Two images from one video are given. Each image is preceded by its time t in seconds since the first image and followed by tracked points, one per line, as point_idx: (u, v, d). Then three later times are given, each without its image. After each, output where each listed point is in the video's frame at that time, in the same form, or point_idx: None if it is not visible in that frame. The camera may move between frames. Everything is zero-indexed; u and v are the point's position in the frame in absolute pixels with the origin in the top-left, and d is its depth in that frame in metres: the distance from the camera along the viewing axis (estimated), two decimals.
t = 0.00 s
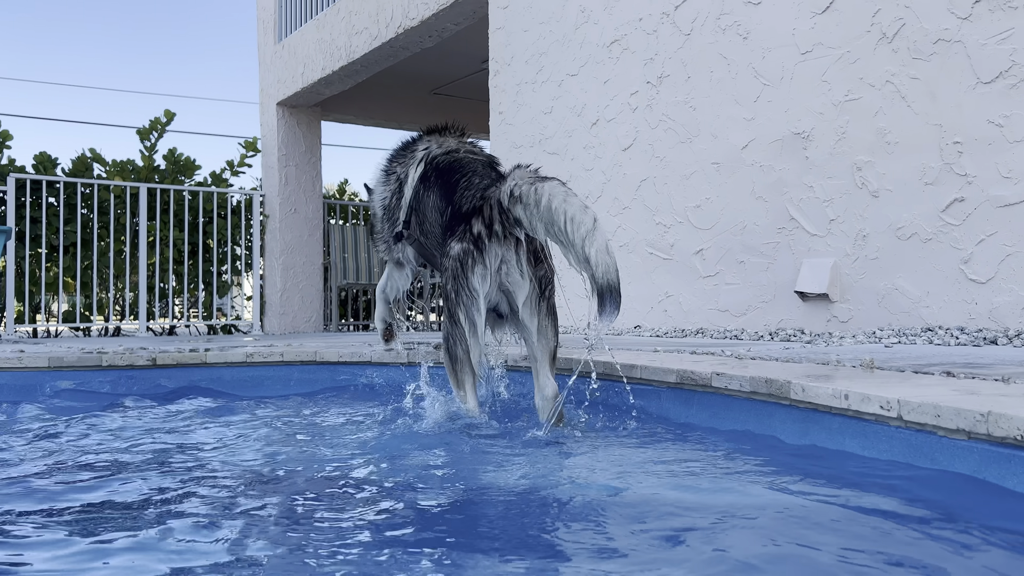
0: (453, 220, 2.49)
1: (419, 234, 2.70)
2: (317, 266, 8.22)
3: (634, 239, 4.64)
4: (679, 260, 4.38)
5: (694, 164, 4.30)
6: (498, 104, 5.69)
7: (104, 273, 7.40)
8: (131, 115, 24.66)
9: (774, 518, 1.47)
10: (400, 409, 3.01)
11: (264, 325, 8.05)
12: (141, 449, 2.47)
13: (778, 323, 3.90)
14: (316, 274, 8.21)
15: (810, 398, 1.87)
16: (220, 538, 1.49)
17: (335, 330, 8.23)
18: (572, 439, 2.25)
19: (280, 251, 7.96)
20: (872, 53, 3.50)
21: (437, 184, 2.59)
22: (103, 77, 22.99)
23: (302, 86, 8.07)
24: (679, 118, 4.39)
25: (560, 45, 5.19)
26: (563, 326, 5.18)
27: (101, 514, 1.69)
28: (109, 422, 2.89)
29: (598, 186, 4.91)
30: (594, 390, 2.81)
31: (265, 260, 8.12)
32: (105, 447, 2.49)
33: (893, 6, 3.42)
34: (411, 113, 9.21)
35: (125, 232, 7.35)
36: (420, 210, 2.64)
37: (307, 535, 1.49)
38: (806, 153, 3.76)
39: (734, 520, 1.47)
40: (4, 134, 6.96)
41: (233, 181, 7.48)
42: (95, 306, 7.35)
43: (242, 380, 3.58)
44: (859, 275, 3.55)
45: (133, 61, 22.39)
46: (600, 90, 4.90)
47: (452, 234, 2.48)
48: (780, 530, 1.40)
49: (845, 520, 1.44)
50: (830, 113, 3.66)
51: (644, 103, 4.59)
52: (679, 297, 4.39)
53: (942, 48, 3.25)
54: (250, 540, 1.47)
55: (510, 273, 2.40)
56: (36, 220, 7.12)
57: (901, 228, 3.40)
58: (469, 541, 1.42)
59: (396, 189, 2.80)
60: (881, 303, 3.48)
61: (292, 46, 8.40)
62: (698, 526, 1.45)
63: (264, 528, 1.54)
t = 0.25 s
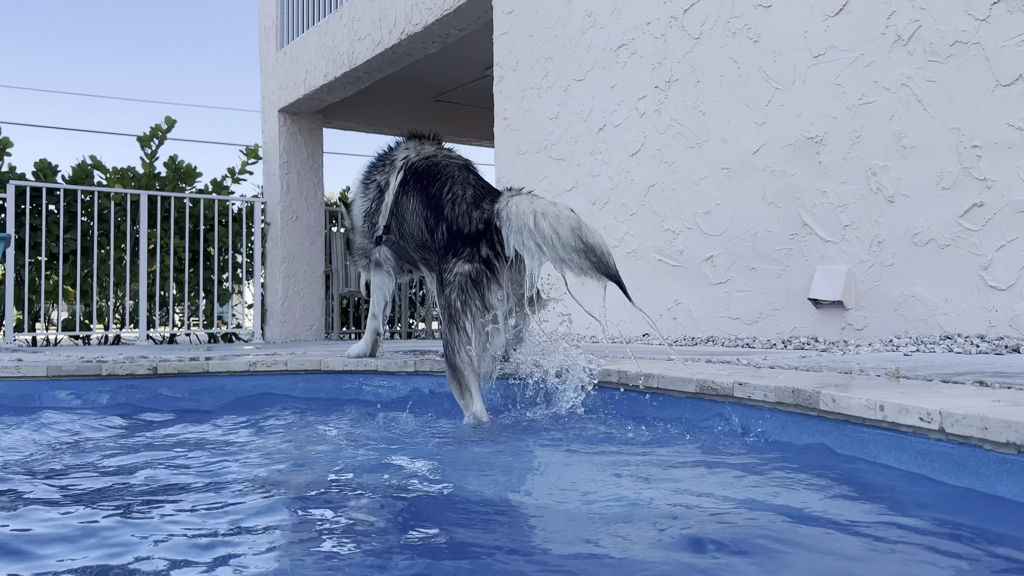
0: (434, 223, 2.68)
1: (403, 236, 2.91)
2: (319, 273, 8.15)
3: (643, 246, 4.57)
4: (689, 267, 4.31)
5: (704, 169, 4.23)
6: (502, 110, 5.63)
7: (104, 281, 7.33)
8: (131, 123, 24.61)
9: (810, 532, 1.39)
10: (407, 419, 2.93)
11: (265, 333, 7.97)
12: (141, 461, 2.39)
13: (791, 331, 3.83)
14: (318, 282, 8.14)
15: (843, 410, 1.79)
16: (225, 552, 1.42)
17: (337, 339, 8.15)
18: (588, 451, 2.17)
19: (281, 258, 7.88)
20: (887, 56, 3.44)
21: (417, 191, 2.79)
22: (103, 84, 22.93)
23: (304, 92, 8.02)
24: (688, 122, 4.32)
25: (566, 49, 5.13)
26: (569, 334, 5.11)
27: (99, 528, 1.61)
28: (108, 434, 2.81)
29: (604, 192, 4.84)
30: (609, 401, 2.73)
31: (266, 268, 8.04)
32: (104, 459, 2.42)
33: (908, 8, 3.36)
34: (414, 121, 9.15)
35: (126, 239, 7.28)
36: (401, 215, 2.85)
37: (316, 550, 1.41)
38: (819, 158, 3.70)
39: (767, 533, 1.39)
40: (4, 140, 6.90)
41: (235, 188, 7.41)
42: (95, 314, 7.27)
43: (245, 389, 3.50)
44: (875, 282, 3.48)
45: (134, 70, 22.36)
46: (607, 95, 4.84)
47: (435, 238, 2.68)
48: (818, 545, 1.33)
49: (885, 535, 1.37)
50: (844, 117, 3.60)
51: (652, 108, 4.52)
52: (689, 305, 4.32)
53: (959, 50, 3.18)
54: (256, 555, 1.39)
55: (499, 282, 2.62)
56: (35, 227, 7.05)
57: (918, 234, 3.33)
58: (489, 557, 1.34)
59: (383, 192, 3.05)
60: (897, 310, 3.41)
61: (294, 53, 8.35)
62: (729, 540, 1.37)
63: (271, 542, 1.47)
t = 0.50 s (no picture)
0: (434, 184, 2.98)
1: (395, 210, 3.18)
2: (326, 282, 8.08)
3: (657, 253, 4.50)
4: (705, 274, 4.24)
5: (720, 175, 4.16)
6: (513, 117, 5.58)
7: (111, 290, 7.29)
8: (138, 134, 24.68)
9: (859, 550, 1.31)
10: (421, 430, 2.85)
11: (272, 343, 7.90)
12: (150, 473, 2.33)
13: (812, 340, 3.75)
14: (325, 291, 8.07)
15: (887, 421, 1.67)
16: (237, 566, 1.35)
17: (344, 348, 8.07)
18: (613, 463, 2.08)
19: (288, 267, 7.81)
20: (909, 59, 3.37)
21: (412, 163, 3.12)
22: (111, 94, 23.01)
23: (312, 101, 7.98)
24: (704, 128, 4.25)
25: (578, 55, 5.08)
26: (582, 344, 5.03)
27: (105, 542, 1.54)
28: (116, 445, 2.74)
29: (618, 199, 4.77)
30: (628, 412, 2.59)
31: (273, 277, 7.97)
32: (112, 471, 2.35)
33: (931, 9, 3.29)
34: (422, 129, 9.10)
35: (133, 248, 7.24)
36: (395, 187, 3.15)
37: (333, 565, 1.34)
38: (840, 163, 3.63)
39: (813, 551, 1.31)
40: (12, 150, 6.93)
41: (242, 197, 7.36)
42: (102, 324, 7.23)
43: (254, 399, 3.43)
44: (898, 290, 3.40)
45: (142, 82, 22.46)
46: (620, 100, 4.78)
47: (441, 196, 2.96)
48: (870, 564, 1.24)
49: (942, 555, 1.28)
50: (865, 121, 3.53)
51: (667, 113, 4.46)
52: (705, 313, 4.24)
53: (985, 52, 3.11)
54: (270, 570, 1.32)
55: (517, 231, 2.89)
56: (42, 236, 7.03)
57: (943, 240, 3.24)
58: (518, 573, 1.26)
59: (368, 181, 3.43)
60: (921, 318, 3.33)
61: (301, 62, 8.32)
62: (774, 557, 1.29)
63: (286, 557, 1.39)
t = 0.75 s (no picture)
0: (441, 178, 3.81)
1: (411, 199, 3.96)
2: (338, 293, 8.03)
3: (677, 262, 4.44)
4: (726, 283, 4.17)
5: (741, 182, 4.10)
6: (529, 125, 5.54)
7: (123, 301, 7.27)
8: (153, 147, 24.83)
9: (916, 566, 1.23)
10: (441, 441, 2.79)
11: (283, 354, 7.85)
12: (167, 484, 2.28)
13: (838, 350, 3.66)
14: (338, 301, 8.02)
15: (941, 432, 1.61)
16: None
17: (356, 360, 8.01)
18: (645, 476, 2.01)
19: (299, 277, 7.77)
20: (938, 62, 3.29)
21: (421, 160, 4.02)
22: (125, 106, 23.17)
23: (325, 111, 7.97)
24: (725, 134, 4.19)
25: (595, 62, 5.03)
26: (600, 353, 4.96)
27: (117, 554, 1.48)
28: (129, 458, 2.69)
29: (636, 206, 4.71)
30: (657, 423, 2.51)
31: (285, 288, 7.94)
32: (127, 482, 2.30)
33: (961, 12, 3.21)
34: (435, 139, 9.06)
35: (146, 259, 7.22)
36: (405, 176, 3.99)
37: None
38: (866, 169, 3.55)
39: (868, 568, 1.23)
40: (27, 161, 7.10)
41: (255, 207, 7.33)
42: (114, 334, 7.20)
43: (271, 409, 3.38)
44: (928, 298, 3.32)
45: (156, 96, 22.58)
46: (638, 107, 4.72)
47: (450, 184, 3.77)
48: None
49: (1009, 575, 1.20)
50: (892, 126, 3.45)
51: (686, 120, 4.40)
52: (727, 323, 4.17)
53: (1018, 54, 3.03)
54: None
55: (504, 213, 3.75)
56: (56, 246, 7.04)
57: (975, 246, 3.16)
58: None
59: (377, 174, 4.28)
60: (953, 327, 3.24)
61: (314, 72, 8.30)
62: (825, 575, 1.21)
63: (304, 570, 1.33)
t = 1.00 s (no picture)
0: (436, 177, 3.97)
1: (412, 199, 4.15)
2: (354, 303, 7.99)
3: (701, 270, 4.36)
4: (752, 291, 4.09)
5: (767, 189, 4.02)
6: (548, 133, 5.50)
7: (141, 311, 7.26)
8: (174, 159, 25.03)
9: None
10: (464, 452, 2.72)
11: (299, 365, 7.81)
12: (187, 495, 2.23)
13: (869, 360, 3.57)
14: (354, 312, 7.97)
15: (1001, 443, 1.55)
16: None
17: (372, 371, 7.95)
18: (680, 490, 1.93)
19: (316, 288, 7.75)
20: (972, 65, 3.20)
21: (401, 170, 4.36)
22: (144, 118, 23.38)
23: (342, 121, 7.96)
24: (750, 140, 4.12)
25: (615, 69, 4.97)
26: (621, 364, 4.89)
27: (127, 566, 1.42)
28: (147, 468, 2.64)
29: (658, 214, 4.64)
30: (690, 432, 2.44)
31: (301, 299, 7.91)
32: (147, 493, 2.25)
33: (995, 13, 3.13)
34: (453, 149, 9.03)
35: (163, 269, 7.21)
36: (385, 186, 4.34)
37: None
38: (896, 174, 3.46)
39: None
40: (46, 172, 7.27)
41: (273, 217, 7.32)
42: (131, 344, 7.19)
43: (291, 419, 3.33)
44: (963, 306, 3.21)
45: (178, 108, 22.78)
46: (660, 114, 4.66)
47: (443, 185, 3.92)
48: None
49: None
50: (924, 130, 3.36)
51: (710, 126, 4.33)
52: (753, 332, 4.09)
53: None
54: None
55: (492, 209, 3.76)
56: (74, 256, 7.05)
57: (1011, 253, 3.05)
58: None
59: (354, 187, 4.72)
60: (989, 337, 3.14)
61: (330, 83, 8.28)
62: None
63: None
